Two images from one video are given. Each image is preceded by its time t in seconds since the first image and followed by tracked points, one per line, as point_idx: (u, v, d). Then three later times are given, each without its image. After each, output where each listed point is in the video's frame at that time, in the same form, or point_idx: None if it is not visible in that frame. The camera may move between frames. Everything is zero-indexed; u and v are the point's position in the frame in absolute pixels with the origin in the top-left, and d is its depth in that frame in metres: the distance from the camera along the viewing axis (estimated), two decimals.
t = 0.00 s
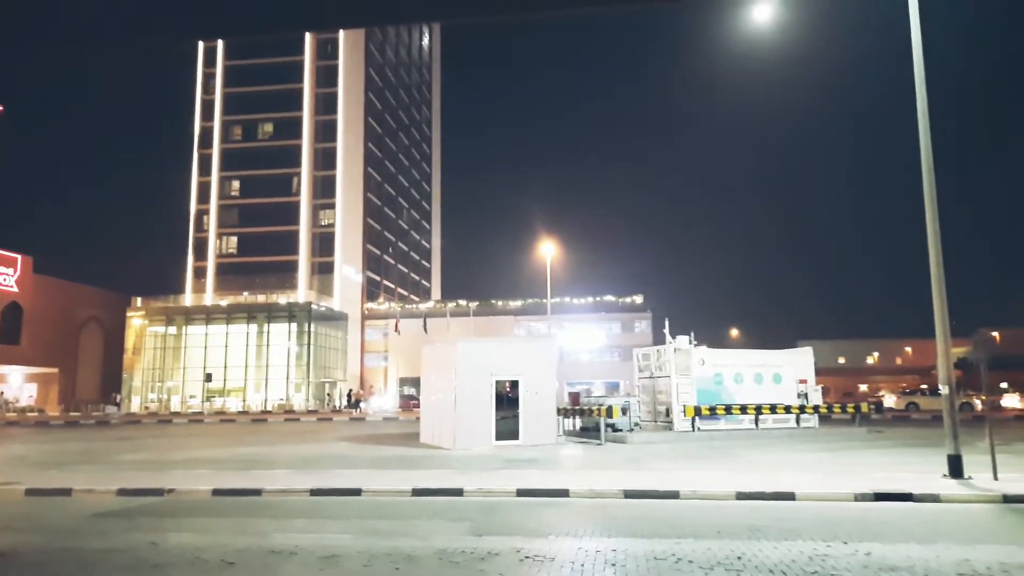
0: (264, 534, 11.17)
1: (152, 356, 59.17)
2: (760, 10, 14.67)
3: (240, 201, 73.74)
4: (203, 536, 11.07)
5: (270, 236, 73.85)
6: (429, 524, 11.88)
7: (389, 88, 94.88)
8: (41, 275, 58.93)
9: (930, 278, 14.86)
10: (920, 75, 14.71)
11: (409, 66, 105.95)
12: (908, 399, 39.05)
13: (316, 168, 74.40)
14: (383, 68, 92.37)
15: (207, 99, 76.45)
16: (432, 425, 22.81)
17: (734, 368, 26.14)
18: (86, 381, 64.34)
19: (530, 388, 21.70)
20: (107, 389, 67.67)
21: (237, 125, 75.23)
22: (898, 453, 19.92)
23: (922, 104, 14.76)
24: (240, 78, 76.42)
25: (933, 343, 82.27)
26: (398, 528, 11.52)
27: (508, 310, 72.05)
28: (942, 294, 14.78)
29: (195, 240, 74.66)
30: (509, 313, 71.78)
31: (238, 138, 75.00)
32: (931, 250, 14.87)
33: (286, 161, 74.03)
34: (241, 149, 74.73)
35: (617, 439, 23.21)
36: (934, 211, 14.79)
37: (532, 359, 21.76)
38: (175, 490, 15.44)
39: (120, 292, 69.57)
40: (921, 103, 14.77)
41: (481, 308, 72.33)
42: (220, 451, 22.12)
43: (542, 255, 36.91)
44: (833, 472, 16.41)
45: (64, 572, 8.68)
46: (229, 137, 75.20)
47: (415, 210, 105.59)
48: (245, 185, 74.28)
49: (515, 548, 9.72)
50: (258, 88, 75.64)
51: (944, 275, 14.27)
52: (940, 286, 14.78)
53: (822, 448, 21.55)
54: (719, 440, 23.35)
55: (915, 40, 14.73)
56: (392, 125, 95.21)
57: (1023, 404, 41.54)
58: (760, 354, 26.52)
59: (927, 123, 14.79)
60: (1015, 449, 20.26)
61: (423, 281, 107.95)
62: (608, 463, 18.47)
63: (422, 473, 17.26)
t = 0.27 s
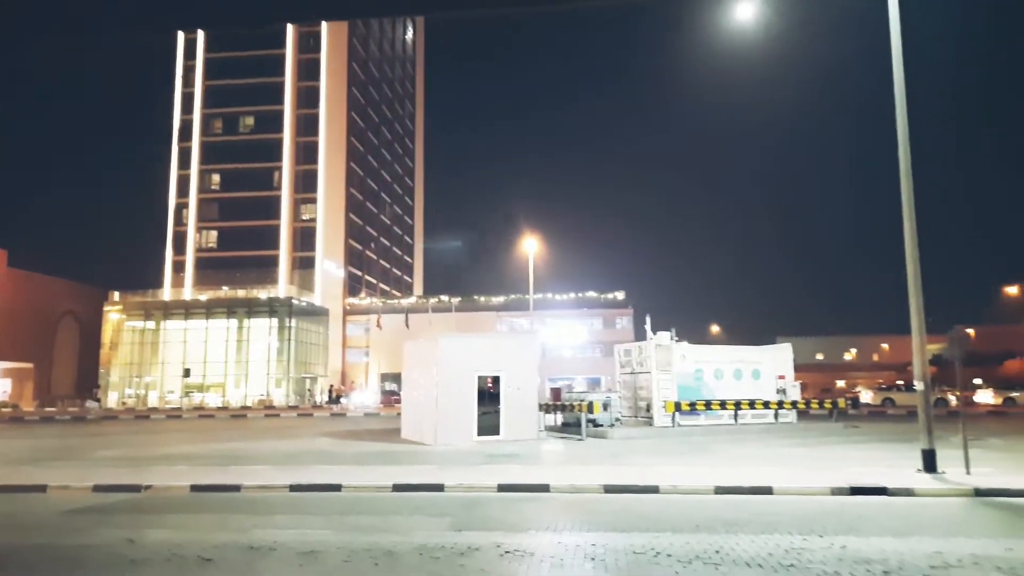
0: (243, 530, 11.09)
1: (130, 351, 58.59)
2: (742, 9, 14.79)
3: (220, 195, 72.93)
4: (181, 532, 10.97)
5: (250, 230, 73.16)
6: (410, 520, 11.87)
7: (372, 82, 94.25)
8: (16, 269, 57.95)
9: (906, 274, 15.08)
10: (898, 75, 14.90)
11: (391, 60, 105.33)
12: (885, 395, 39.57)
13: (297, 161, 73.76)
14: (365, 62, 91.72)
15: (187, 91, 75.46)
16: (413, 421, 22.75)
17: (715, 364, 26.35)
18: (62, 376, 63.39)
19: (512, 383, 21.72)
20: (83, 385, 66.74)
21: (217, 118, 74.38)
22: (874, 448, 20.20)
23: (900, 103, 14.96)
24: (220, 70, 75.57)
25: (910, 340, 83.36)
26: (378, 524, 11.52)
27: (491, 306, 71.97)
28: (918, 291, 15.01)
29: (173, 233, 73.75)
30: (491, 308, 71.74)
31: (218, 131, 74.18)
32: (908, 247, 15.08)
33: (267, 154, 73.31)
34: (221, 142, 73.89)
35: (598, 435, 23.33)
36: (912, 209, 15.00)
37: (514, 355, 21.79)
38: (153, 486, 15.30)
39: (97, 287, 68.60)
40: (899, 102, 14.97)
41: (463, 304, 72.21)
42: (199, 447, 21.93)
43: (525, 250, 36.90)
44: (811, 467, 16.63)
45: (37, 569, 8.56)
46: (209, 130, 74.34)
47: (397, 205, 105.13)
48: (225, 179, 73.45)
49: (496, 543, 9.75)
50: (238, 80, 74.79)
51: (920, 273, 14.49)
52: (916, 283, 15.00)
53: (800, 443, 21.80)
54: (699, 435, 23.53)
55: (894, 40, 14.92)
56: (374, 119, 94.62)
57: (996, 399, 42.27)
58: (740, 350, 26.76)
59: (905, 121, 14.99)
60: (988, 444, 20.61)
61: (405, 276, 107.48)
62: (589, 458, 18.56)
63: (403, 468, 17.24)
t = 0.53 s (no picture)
0: (220, 530, 11.00)
1: (105, 348, 57.83)
2: (724, 11, 14.91)
3: (198, 191, 72.05)
4: (157, 532, 10.85)
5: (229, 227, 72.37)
6: (389, 519, 11.82)
7: (353, 79, 93.69)
8: None
9: (882, 276, 15.29)
10: (876, 80, 15.10)
11: (373, 56, 104.77)
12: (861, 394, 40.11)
13: (278, 158, 73.21)
14: (347, 59, 91.15)
15: (165, 85, 74.45)
16: (393, 419, 22.66)
17: (694, 363, 26.54)
18: (35, 374, 62.31)
19: (493, 382, 21.71)
20: (58, 383, 65.63)
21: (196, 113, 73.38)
22: (849, 446, 20.47)
23: (877, 107, 15.16)
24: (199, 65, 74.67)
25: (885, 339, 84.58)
26: (357, 523, 11.47)
27: (472, 304, 71.93)
28: (893, 292, 15.23)
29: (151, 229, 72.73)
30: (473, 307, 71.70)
31: (197, 126, 73.28)
32: (884, 249, 15.30)
33: (247, 150, 72.61)
34: (199, 137, 73.04)
35: (579, 434, 23.40)
36: (888, 211, 15.21)
37: (495, 353, 21.78)
38: (129, 485, 15.10)
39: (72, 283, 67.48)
40: (877, 106, 15.17)
41: (444, 302, 72.07)
42: (176, 445, 21.67)
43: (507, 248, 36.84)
44: (788, 466, 16.80)
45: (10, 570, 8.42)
46: (188, 125, 73.43)
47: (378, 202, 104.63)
48: (204, 175, 72.59)
49: (475, 542, 9.75)
50: (218, 75, 73.90)
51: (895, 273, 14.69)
52: (892, 284, 15.22)
53: (777, 441, 22.03)
54: (678, 434, 23.69)
55: (872, 44, 15.12)
56: (356, 116, 94.06)
57: (968, 399, 43.03)
58: (718, 349, 26.99)
59: (882, 125, 15.20)
60: (959, 443, 20.97)
61: (386, 274, 107.02)
62: (569, 457, 18.60)
63: (383, 467, 17.19)
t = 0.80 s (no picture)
0: (198, 534, 10.84)
1: (82, 350, 57.00)
2: (707, 15, 14.98)
3: (178, 191, 71.27)
4: (133, 536, 10.67)
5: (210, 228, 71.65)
6: (370, 522, 11.73)
7: (336, 79, 93.26)
8: None
9: (861, 279, 15.44)
10: (856, 86, 15.25)
11: (357, 57, 104.37)
12: (841, 397, 40.47)
13: (259, 158, 72.67)
14: (330, 59, 90.72)
15: (144, 84, 73.59)
16: (375, 422, 22.53)
17: (676, 366, 26.64)
18: (9, 376, 61.23)
19: (475, 384, 21.65)
20: (33, 385, 64.54)
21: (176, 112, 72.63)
22: (829, 448, 20.63)
23: (857, 112, 15.31)
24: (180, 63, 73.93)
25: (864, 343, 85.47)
26: (337, 526, 11.36)
27: (455, 306, 71.74)
28: (872, 295, 15.37)
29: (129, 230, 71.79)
30: (455, 309, 71.58)
31: (178, 126, 72.54)
32: (864, 253, 15.44)
33: (228, 150, 71.98)
34: (180, 137, 72.28)
35: (561, 436, 23.38)
36: (867, 215, 15.36)
37: (478, 356, 21.73)
38: (105, 489, 14.86)
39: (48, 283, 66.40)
40: (857, 111, 15.32)
41: (427, 304, 71.85)
42: (155, 448, 21.36)
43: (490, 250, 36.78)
44: (769, 468, 16.89)
45: None
46: (168, 124, 72.61)
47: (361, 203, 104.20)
48: (184, 174, 71.80)
49: (456, 545, 9.69)
50: (199, 74, 73.15)
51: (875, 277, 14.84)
52: (871, 287, 15.36)
53: (758, 444, 22.16)
54: (660, 436, 23.75)
55: (852, 50, 15.28)
56: (339, 117, 93.63)
57: (946, 402, 43.56)
58: (700, 351, 27.11)
59: (862, 130, 15.35)
60: (937, 445, 21.20)
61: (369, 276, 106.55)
62: (552, 460, 18.58)
63: (364, 470, 17.05)
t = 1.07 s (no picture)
0: (178, 531, 10.74)
1: (58, 345, 56.24)
2: (689, 12, 15.03)
3: (157, 184, 70.36)
4: (112, 533, 10.55)
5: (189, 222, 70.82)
6: (352, 518, 11.70)
7: (318, 72, 92.47)
8: None
9: (840, 275, 15.62)
10: (836, 84, 15.39)
11: (339, 50, 103.52)
12: (820, 391, 40.93)
13: (239, 152, 71.99)
14: (312, 51, 89.93)
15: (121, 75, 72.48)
16: (357, 418, 22.44)
17: (658, 361, 26.80)
18: None
19: (458, 379, 21.64)
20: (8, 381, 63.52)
21: (154, 104, 71.18)
22: (808, 442, 20.87)
23: (837, 110, 15.47)
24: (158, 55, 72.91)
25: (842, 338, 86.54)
26: (319, 522, 11.32)
27: (438, 301, 71.67)
28: (850, 291, 15.56)
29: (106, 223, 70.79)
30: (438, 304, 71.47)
31: (155, 118, 71.00)
32: (843, 249, 15.62)
33: (207, 143, 71.18)
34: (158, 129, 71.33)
35: (543, 431, 23.45)
36: (846, 212, 15.54)
37: (461, 351, 21.72)
38: (83, 486, 14.68)
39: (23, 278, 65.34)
40: (837, 109, 15.48)
41: (410, 299, 71.70)
42: (133, 445, 21.10)
43: (472, 245, 36.67)
44: (749, 461, 17.05)
45: None
46: (146, 116, 71.23)
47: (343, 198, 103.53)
48: (163, 168, 70.89)
49: (439, 540, 9.69)
50: (177, 66, 71.88)
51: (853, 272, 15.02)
52: (850, 283, 15.55)
53: (738, 438, 22.37)
54: (642, 431, 23.90)
55: (832, 48, 15.41)
56: (320, 110, 92.85)
57: (923, 396, 44.21)
58: (682, 346, 27.29)
59: (842, 127, 15.51)
60: (913, 438, 21.53)
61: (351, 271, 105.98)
62: (534, 455, 18.62)
63: (345, 466, 16.99)
